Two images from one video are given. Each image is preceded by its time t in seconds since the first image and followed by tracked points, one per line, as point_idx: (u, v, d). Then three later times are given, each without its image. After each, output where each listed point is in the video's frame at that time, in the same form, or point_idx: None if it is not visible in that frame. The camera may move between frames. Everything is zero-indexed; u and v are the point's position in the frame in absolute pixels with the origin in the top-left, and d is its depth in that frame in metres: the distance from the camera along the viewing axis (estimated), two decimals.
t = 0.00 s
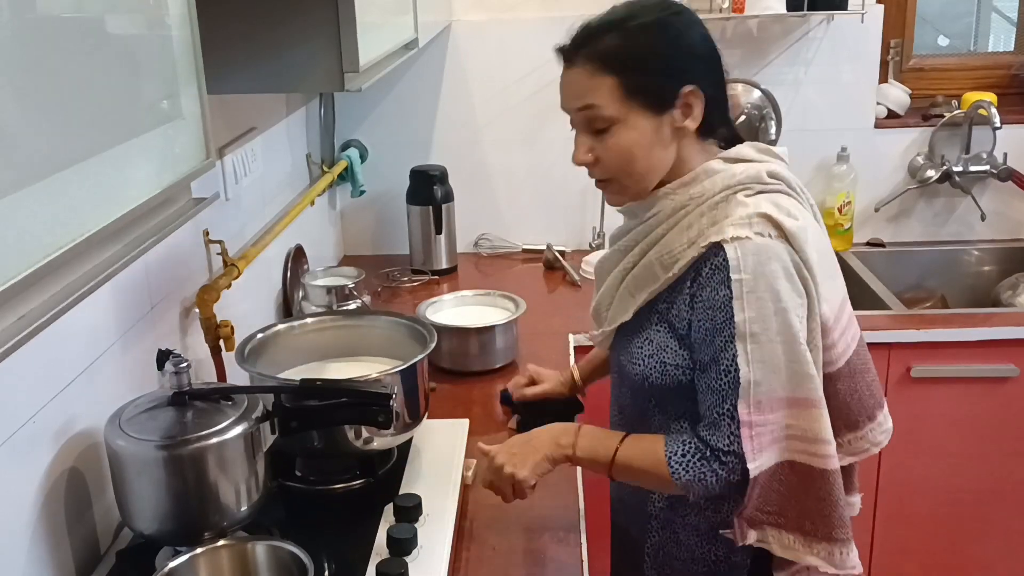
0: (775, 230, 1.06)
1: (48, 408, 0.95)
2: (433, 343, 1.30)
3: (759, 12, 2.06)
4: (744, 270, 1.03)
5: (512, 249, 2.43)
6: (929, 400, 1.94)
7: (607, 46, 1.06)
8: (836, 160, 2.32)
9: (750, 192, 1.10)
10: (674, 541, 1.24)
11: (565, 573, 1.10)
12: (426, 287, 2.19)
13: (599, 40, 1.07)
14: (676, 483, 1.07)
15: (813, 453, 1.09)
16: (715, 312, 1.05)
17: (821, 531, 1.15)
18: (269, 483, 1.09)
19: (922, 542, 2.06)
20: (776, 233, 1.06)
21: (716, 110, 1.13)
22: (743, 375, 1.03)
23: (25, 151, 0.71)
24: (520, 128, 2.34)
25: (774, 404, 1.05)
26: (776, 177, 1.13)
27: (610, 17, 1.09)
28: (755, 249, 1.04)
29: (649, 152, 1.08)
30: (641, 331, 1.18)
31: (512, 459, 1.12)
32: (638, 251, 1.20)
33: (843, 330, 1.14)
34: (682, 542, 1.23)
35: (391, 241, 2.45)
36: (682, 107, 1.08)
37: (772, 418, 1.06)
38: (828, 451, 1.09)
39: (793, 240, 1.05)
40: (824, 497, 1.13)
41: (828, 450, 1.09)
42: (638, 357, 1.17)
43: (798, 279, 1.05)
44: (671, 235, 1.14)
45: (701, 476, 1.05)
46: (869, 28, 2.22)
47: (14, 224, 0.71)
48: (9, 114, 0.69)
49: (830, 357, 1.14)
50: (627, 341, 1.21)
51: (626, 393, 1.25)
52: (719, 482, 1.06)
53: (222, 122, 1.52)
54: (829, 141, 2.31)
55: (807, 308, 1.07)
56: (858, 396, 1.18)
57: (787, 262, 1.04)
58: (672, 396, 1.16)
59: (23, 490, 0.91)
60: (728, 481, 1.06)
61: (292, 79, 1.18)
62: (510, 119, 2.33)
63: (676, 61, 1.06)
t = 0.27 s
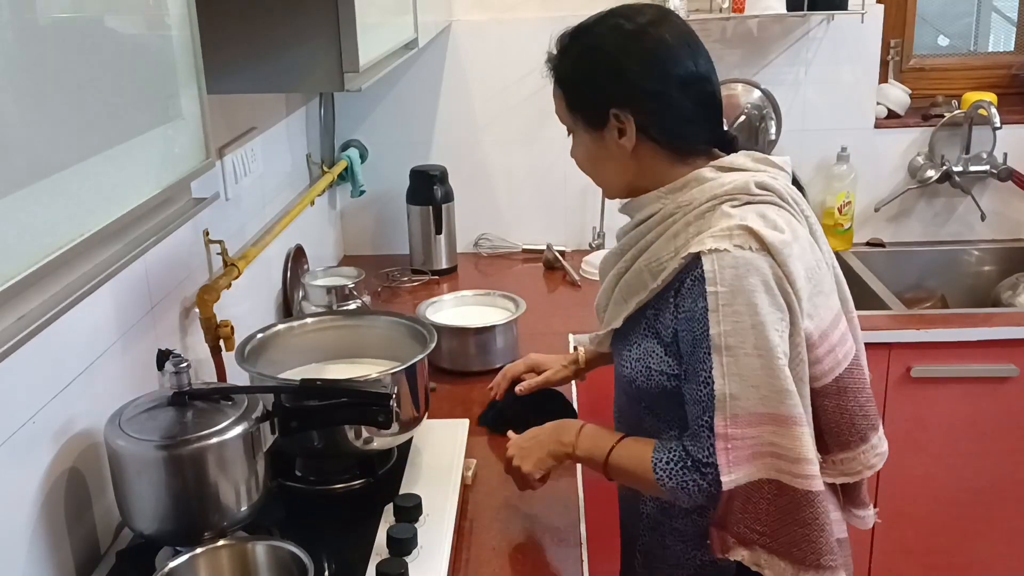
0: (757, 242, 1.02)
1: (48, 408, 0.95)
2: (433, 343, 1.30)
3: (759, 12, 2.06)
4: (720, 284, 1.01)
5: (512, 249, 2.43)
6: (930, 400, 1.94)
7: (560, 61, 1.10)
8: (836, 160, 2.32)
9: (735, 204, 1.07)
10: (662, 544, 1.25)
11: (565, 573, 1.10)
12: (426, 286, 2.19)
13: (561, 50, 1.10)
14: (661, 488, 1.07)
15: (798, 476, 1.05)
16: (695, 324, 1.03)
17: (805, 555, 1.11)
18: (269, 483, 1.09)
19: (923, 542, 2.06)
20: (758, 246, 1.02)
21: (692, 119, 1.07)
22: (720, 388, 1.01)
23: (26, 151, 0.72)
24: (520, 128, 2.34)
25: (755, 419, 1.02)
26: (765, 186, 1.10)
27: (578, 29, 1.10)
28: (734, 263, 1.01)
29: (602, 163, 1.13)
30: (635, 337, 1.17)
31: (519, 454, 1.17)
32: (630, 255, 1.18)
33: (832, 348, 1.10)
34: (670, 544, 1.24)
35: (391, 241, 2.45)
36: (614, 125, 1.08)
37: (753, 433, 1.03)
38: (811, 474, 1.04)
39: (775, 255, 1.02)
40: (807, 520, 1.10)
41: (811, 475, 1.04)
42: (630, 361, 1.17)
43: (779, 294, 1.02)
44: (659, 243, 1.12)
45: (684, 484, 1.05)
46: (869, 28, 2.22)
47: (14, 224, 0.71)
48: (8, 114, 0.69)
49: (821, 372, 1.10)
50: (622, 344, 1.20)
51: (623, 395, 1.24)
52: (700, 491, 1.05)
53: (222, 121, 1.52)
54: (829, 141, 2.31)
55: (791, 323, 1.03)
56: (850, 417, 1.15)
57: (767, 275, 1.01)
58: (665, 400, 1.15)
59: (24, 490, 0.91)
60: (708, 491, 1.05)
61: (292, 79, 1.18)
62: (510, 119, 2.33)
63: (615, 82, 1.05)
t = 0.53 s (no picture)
0: (742, 221, 1.03)
1: (48, 408, 0.95)
2: (433, 343, 1.30)
3: (759, 12, 2.06)
4: (707, 259, 1.02)
5: (512, 249, 2.43)
6: (930, 400, 1.94)
7: (561, 44, 1.13)
8: (836, 160, 2.32)
9: (723, 184, 1.07)
10: (644, 527, 1.22)
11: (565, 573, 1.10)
12: (426, 287, 2.19)
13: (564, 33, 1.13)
14: (642, 457, 1.08)
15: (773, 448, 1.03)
16: (681, 299, 1.04)
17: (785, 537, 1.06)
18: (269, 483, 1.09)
19: (923, 542, 2.06)
20: (743, 224, 1.03)
21: (687, 114, 1.09)
22: (704, 362, 1.02)
23: (26, 153, 0.72)
24: (520, 128, 2.34)
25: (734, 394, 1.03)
26: (749, 171, 1.11)
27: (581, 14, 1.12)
28: (720, 239, 1.02)
29: (591, 147, 1.15)
30: (618, 316, 1.17)
31: (518, 423, 1.22)
32: (618, 234, 1.18)
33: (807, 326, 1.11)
34: (652, 527, 1.21)
35: (391, 241, 2.45)
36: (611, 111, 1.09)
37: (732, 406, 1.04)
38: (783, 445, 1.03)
39: (760, 234, 1.03)
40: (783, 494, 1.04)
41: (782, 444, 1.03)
42: (612, 338, 1.17)
43: (761, 271, 1.03)
44: (645, 221, 1.12)
45: (665, 453, 1.06)
46: (869, 28, 2.22)
47: (13, 226, 0.71)
48: (8, 115, 0.69)
49: (800, 351, 1.12)
50: (605, 323, 1.21)
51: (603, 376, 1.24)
52: (682, 462, 1.06)
53: (222, 121, 1.52)
54: (829, 142, 2.31)
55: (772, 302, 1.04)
56: (827, 397, 1.17)
57: (750, 253, 1.02)
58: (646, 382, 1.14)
59: (24, 490, 0.91)
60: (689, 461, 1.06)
61: (293, 79, 1.18)
62: (510, 119, 2.33)
63: (614, 69, 1.07)
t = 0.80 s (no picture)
0: (691, 182, 1.22)
1: (48, 408, 0.95)
2: (433, 343, 1.30)
3: (759, 12, 2.06)
4: (659, 213, 1.21)
5: (512, 249, 2.43)
6: (930, 400, 1.94)
7: (541, 34, 1.29)
8: (836, 160, 2.32)
9: (677, 152, 1.26)
10: (622, 473, 1.34)
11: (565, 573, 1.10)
12: (426, 286, 2.19)
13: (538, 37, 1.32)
14: (596, 391, 1.24)
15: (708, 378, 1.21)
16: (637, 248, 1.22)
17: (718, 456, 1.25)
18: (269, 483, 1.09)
19: (923, 542, 2.05)
20: (692, 185, 1.22)
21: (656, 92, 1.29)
22: (650, 300, 1.20)
23: (25, 153, 0.72)
24: (520, 127, 2.34)
25: (677, 329, 1.20)
26: (701, 141, 1.29)
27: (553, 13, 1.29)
28: (670, 197, 1.21)
29: (576, 127, 1.32)
30: (585, 273, 1.35)
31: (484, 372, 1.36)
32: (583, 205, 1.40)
33: (756, 276, 1.28)
34: (629, 473, 1.34)
35: (391, 241, 2.45)
36: (593, 90, 1.27)
37: (674, 341, 1.20)
38: (720, 378, 1.21)
39: (706, 194, 1.21)
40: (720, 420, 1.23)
41: (718, 374, 1.21)
42: (581, 294, 1.34)
43: (709, 226, 1.21)
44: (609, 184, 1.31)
45: (615, 387, 1.22)
46: (869, 28, 2.22)
47: (13, 225, 0.71)
48: (8, 115, 0.69)
49: (750, 300, 1.28)
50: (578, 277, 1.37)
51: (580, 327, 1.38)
52: (629, 393, 1.22)
53: (222, 121, 1.52)
54: (829, 141, 2.31)
55: (715, 252, 1.21)
56: (779, 339, 1.33)
57: (698, 210, 1.20)
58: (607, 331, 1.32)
59: (23, 491, 0.91)
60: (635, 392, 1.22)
61: (293, 79, 1.18)
62: (510, 119, 2.33)
63: (594, 50, 1.25)
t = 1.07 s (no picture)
0: (659, 150, 1.34)
1: (48, 408, 0.96)
2: (433, 343, 1.30)
3: (759, 12, 2.07)
4: (625, 177, 1.32)
5: (512, 249, 2.43)
6: (929, 400, 1.94)
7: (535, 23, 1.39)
8: (836, 160, 2.32)
9: (647, 126, 1.37)
10: (626, 438, 1.41)
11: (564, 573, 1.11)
12: (426, 287, 2.19)
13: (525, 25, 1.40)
14: (546, 347, 1.36)
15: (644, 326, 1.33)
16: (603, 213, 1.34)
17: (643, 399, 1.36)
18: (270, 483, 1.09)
19: (922, 541, 2.06)
20: (660, 152, 1.33)
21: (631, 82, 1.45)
22: (606, 255, 1.31)
23: (25, 152, 0.72)
24: (520, 128, 2.34)
25: (629, 284, 1.31)
26: (671, 118, 1.40)
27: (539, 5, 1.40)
28: (637, 162, 1.33)
29: (571, 108, 1.42)
30: (568, 245, 1.47)
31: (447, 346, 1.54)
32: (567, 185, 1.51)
33: (722, 240, 1.36)
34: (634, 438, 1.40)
35: (391, 241, 2.46)
36: (593, 70, 1.40)
37: (626, 295, 1.31)
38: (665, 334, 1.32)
39: (672, 159, 1.33)
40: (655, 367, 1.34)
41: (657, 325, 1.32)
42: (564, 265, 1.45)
43: (671, 189, 1.32)
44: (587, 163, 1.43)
45: (562, 340, 1.34)
46: (868, 28, 2.22)
47: (12, 225, 0.71)
48: (8, 115, 0.69)
49: (719, 260, 1.36)
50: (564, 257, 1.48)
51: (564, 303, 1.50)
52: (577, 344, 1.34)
53: (222, 121, 1.52)
54: (829, 141, 2.32)
55: (675, 214, 1.32)
56: (750, 299, 1.39)
57: (663, 174, 1.32)
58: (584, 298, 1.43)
59: (24, 490, 0.91)
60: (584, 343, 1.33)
61: (293, 79, 1.18)
62: (510, 119, 2.33)
63: (590, 33, 1.38)
